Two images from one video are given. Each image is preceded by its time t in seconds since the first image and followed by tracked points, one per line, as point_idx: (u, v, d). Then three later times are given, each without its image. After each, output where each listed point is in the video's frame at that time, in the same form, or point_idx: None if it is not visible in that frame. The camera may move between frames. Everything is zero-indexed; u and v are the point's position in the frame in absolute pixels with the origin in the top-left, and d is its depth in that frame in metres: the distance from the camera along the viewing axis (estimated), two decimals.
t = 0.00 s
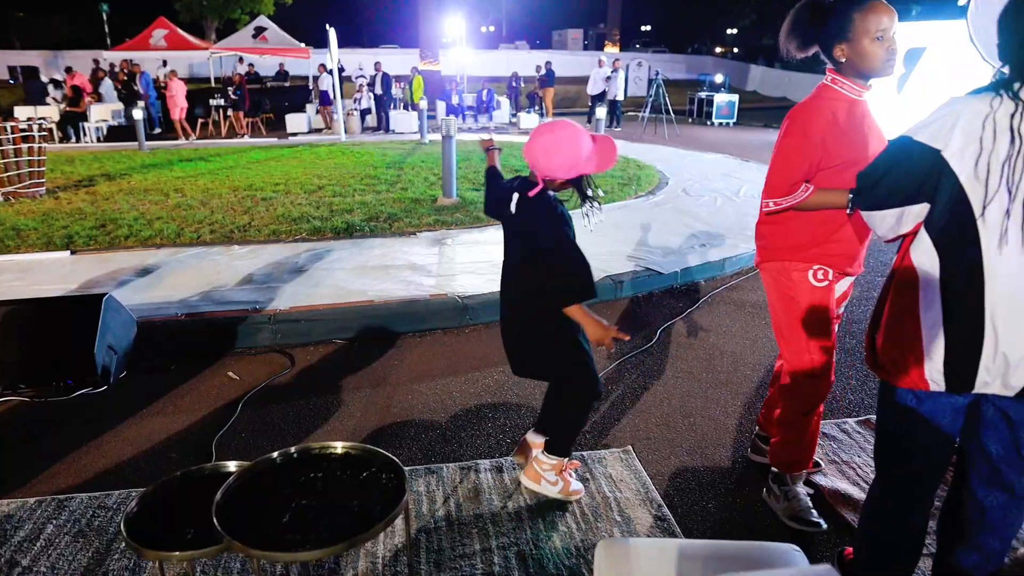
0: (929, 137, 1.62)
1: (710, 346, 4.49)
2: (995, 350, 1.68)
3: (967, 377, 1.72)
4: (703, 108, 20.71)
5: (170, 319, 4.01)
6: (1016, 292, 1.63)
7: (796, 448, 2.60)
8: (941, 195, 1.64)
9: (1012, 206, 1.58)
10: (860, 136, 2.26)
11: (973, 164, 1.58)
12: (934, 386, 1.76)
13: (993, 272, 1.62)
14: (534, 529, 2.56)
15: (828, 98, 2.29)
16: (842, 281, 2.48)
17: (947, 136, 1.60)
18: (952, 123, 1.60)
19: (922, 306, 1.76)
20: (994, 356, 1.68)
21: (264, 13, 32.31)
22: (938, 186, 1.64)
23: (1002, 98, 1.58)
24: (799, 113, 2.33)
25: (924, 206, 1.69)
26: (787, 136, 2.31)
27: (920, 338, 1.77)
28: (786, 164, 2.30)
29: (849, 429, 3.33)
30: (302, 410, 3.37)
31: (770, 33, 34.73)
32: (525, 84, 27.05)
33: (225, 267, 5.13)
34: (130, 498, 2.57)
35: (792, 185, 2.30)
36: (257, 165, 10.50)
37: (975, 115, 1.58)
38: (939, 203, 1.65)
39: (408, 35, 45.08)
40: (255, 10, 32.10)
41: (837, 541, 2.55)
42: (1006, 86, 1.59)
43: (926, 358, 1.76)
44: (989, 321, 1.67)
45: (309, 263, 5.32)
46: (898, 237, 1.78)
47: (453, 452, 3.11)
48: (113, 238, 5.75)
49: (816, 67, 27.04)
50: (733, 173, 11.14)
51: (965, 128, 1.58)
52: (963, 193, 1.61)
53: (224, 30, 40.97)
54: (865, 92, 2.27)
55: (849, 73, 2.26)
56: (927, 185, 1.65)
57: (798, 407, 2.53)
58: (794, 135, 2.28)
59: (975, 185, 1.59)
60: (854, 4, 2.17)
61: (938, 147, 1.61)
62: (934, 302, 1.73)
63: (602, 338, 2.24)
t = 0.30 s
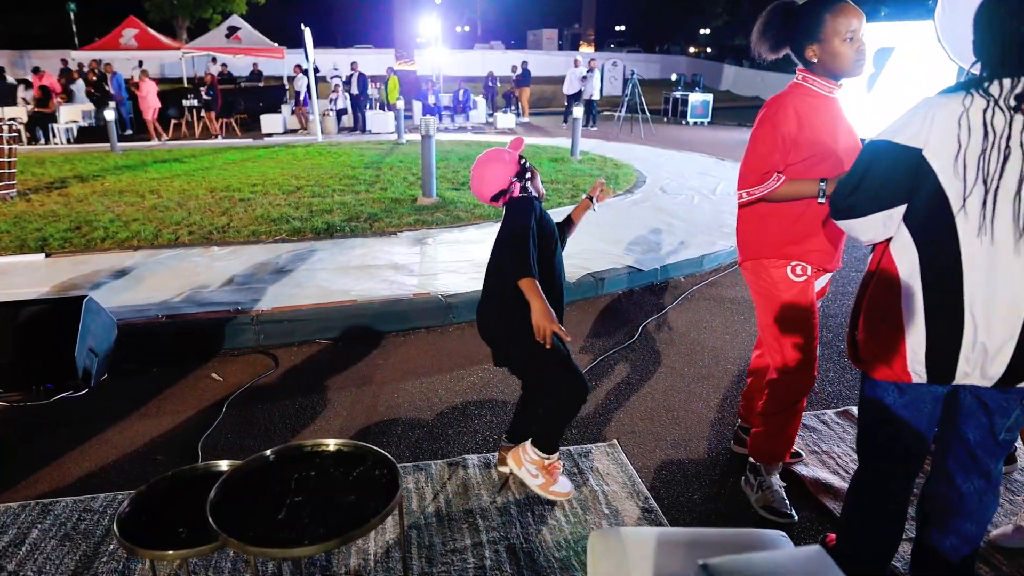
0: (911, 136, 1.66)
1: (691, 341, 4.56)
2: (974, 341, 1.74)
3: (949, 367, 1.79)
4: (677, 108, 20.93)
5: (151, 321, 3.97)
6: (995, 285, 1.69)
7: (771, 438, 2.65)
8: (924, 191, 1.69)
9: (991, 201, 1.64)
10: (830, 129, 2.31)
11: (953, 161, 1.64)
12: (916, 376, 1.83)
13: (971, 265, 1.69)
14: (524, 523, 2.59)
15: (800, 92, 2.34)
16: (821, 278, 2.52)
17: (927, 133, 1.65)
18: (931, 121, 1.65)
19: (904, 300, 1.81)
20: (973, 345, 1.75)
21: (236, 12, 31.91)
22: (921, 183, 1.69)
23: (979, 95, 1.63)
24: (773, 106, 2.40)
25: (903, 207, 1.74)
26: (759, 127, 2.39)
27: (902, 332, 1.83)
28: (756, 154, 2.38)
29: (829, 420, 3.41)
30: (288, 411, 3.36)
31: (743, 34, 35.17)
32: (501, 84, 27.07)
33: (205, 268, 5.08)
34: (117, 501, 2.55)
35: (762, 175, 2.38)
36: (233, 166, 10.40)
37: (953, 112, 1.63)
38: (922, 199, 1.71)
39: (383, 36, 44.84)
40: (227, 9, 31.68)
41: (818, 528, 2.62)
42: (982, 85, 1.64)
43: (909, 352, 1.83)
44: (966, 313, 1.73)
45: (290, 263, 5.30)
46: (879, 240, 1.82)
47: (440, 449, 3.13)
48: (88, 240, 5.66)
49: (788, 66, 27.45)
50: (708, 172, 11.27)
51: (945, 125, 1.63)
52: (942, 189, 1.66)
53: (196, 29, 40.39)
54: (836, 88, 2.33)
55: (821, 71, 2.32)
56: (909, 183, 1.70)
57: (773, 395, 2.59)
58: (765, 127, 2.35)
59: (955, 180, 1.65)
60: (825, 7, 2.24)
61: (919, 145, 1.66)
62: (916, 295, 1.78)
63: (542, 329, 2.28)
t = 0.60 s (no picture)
0: (894, 132, 1.69)
1: (675, 338, 4.61)
2: (960, 333, 1.80)
3: (940, 360, 1.83)
4: (653, 108, 21.10)
5: (132, 325, 3.92)
6: (977, 279, 1.75)
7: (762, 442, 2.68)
8: (904, 187, 1.73)
9: (970, 197, 1.69)
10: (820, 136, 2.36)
11: (934, 157, 1.68)
12: (907, 371, 1.86)
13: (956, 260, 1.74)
14: (517, 521, 2.61)
15: (788, 99, 2.35)
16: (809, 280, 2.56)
17: (908, 130, 1.68)
18: (913, 118, 1.68)
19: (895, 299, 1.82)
20: (962, 337, 1.80)
21: (208, 11, 31.45)
22: (901, 180, 1.72)
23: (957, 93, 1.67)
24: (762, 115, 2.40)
25: (888, 202, 1.75)
26: (752, 138, 2.38)
27: (894, 331, 1.84)
28: (752, 165, 2.37)
29: (812, 414, 3.47)
30: (275, 413, 3.34)
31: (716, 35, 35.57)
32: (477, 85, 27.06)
33: (186, 271, 5.02)
34: (104, 508, 2.52)
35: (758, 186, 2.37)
36: (209, 168, 10.27)
37: (933, 109, 1.67)
38: (902, 197, 1.74)
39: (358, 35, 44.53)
40: (198, 9, 31.23)
41: (805, 520, 2.67)
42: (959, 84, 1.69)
43: (901, 349, 1.85)
44: (949, 306, 1.79)
45: (272, 265, 5.25)
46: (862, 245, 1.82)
47: (430, 449, 3.13)
48: (64, 244, 5.56)
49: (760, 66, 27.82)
50: (686, 171, 11.39)
51: (926, 122, 1.67)
52: (924, 186, 1.71)
53: (166, 29, 39.73)
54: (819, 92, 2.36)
55: (805, 74, 2.35)
56: (892, 180, 1.73)
57: (764, 401, 2.61)
58: (758, 136, 2.35)
59: (936, 177, 1.69)
60: (808, 10, 2.27)
61: (901, 141, 1.69)
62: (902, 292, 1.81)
63: (543, 369, 2.17)
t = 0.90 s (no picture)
0: (864, 123, 1.74)
1: (660, 335, 4.65)
2: (937, 324, 1.82)
3: (917, 349, 1.86)
4: (630, 107, 21.22)
5: (113, 328, 3.85)
6: (953, 270, 1.77)
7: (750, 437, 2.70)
8: (875, 177, 1.76)
9: (943, 187, 1.72)
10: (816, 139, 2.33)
11: (905, 148, 1.72)
12: (886, 360, 1.89)
13: (934, 251, 1.76)
14: (511, 519, 2.61)
15: (786, 97, 2.33)
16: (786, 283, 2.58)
17: (877, 121, 1.73)
18: (882, 111, 1.73)
19: (867, 287, 1.85)
20: (938, 327, 1.82)
21: (179, 11, 30.97)
22: (871, 170, 1.76)
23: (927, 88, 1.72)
24: (762, 112, 2.32)
25: (858, 190, 1.79)
26: (759, 136, 2.28)
27: (869, 320, 1.87)
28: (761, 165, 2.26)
29: (798, 409, 3.53)
30: (262, 416, 3.30)
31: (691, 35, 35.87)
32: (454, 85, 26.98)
33: (166, 273, 4.95)
34: (91, 514, 2.48)
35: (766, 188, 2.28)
36: (185, 169, 10.12)
37: (903, 103, 1.72)
38: (874, 186, 1.77)
39: (333, 35, 44.19)
40: (170, 8, 30.74)
41: (794, 513, 2.72)
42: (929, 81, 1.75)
43: (877, 337, 1.87)
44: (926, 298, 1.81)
45: (254, 267, 5.20)
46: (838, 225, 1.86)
47: (421, 449, 3.12)
48: (39, 247, 5.45)
49: (735, 66, 28.15)
50: (665, 169, 11.47)
51: (895, 114, 1.72)
52: (895, 175, 1.74)
53: (136, 27, 39.03)
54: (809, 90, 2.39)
55: (796, 69, 2.38)
56: (862, 170, 1.77)
57: (752, 399, 2.62)
58: (765, 134, 2.26)
59: (907, 167, 1.73)
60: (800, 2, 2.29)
61: (871, 132, 1.73)
62: (879, 285, 1.83)
63: (562, 362, 2.24)
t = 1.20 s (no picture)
0: (822, 129, 1.82)
1: (644, 332, 4.68)
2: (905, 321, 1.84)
3: (886, 344, 1.88)
4: (607, 106, 21.32)
5: (93, 332, 3.79)
6: (920, 266, 1.79)
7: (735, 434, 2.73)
8: (836, 177, 1.80)
9: (902, 189, 1.75)
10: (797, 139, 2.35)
11: (861, 150, 1.77)
12: (858, 355, 1.91)
13: (903, 248, 1.78)
14: (502, 516, 2.62)
15: (778, 98, 2.32)
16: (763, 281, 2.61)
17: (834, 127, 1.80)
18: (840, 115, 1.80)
19: (836, 280, 1.87)
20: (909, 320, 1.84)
21: (150, 10, 30.47)
22: (832, 170, 1.80)
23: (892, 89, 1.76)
24: (758, 109, 2.30)
25: (821, 187, 1.83)
26: (756, 135, 2.27)
27: (839, 314, 1.89)
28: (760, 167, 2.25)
29: (783, 403, 3.58)
30: (248, 418, 3.27)
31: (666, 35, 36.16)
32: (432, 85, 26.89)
33: (145, 276, 4.87)
34: (77, 520, 2.44)
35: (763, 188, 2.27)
36: (161, 170, 9.96)
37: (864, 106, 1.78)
38: (839, 181, 1.80)
39: (308, 36, 43.80)
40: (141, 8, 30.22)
41: (782, 505, 2.76)
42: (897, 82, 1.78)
43: (847, 331, 1.90)
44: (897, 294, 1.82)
45: (235, 268, 5.14)
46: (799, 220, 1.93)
47: (411, 448, 3.11)
48: (12, 250, 5.33)
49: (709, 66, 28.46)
50: (644, 168, 11.55)
51: (852, 117, 1.78)
52: (857, 175, 1.78)
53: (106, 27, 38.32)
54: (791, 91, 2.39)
55: (778, 65, 2.38)
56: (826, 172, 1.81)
57: (736, 397, 2.65)
58: (764, 135, 2.25)
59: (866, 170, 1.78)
60: None
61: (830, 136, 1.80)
62: (849, 282, 1.86)
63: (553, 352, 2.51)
